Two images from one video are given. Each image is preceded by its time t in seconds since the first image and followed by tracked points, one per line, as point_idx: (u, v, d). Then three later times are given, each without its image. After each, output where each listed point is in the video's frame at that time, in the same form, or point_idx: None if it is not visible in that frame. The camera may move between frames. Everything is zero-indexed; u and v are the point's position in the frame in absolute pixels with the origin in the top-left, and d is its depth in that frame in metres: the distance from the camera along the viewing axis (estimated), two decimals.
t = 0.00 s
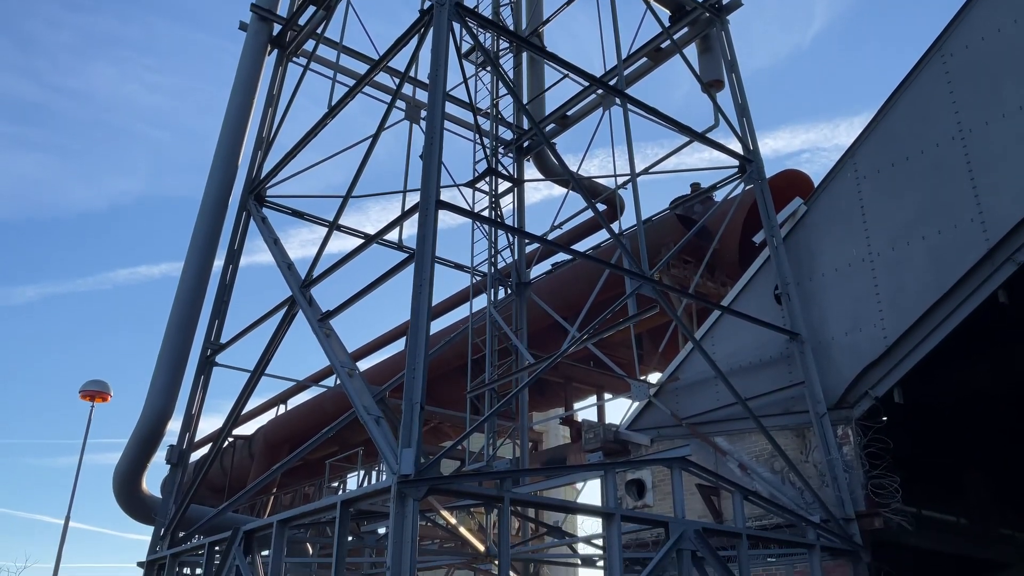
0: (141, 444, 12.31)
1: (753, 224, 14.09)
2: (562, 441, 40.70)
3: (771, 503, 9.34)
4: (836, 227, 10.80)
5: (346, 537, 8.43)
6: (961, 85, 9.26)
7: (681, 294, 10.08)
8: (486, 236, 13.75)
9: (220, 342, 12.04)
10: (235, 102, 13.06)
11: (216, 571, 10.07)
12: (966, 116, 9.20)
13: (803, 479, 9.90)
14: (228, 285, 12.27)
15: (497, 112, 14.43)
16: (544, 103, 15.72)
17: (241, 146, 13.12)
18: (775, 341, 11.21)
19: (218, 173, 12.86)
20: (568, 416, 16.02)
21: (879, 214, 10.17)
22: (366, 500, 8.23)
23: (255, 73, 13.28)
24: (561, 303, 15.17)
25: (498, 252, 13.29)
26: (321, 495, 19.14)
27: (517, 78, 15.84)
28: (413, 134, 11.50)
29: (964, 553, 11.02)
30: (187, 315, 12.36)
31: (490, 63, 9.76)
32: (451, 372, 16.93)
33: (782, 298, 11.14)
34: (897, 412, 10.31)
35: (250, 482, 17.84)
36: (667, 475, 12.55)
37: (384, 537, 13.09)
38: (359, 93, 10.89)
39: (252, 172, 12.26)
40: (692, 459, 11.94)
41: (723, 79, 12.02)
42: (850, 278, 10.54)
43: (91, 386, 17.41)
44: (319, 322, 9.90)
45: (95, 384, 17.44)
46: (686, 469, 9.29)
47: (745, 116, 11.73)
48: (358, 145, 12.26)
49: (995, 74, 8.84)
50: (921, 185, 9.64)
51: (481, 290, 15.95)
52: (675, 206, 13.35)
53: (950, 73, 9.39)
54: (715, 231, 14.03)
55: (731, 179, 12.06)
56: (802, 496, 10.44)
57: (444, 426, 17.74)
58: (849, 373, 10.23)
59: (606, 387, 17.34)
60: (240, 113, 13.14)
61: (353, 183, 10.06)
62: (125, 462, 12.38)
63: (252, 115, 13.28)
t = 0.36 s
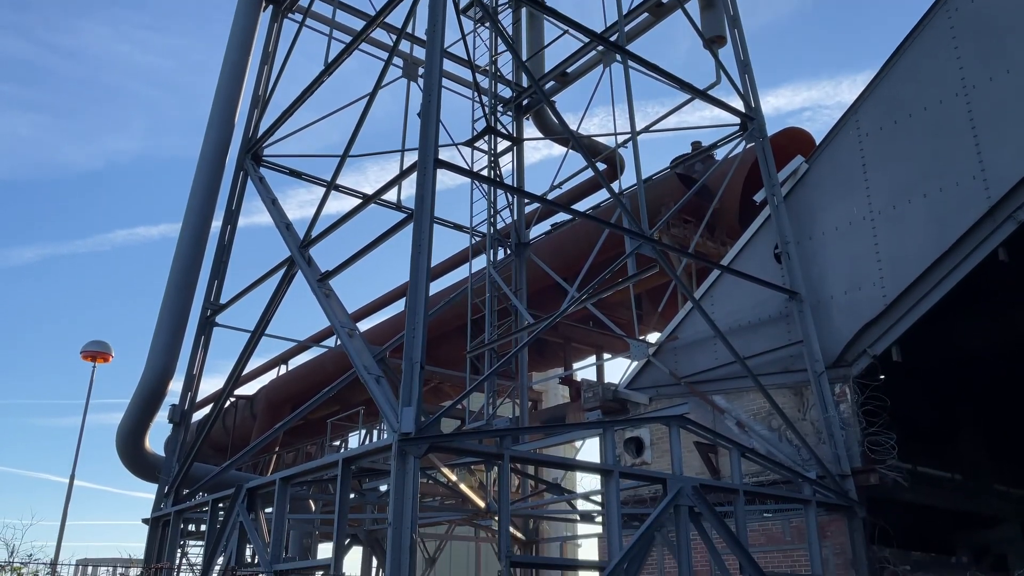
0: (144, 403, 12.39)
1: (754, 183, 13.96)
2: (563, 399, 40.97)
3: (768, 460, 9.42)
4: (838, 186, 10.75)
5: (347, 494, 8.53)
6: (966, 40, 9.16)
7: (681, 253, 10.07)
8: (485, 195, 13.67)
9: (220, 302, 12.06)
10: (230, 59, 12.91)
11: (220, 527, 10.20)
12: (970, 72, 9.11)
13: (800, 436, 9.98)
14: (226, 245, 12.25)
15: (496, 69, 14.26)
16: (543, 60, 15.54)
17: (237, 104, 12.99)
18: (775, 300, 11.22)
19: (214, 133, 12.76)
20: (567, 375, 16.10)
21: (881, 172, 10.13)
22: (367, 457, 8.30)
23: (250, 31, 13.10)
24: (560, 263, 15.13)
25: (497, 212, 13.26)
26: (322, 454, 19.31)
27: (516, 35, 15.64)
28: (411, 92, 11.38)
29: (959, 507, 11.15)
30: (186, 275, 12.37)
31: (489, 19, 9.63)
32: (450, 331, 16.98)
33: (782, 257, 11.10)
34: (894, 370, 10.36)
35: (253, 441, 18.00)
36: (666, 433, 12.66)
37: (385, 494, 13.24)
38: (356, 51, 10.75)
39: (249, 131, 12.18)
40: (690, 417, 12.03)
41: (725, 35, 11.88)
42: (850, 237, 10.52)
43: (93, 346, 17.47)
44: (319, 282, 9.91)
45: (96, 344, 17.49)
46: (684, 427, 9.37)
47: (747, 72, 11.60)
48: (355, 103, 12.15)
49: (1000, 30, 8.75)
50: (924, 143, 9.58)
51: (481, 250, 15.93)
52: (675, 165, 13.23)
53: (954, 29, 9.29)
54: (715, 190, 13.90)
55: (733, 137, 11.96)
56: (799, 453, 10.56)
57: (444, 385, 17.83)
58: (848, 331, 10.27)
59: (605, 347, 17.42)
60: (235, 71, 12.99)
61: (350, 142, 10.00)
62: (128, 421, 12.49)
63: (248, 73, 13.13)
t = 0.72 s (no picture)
0: (146, 359, 12.47)
1: (755, 138, 13.83)
2: (563, 356, 41.23)
3: (765, 414, 9.50)
4: (839, 141, 10.68)
5: (349, 449, 8.64)
6: None
7: (681, 209, 10.04)
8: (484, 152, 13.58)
9: (219, 259, 12.06)
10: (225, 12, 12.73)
11: (224, 481, 10.34)
12: (976, 24, 9.06)
13: (798, 392, 10.07)
14: (225, 202, 12.22)
15: (494, 23, 14.07)
16: (543, 13, 15.32)
17: (232, 58, 12.84)
18: (774, 256, 11.22)
19: (211, 88, 12.63)
20: (567, 332, 16.17)
21: (883, 127, 10.07)
22: (368, 412, 8.39)
23: None
24: (560, 220, 15.07)
25: (497, 169, 13.19)
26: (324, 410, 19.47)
27: None
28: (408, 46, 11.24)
29: (955, 461, 11.30)
30: (185, 232, 12.34)
31: None
32: (450, 289, 17.01)
33: (782, 213, 11.07)
34: (892, 326, 10.42)
35: (255, 397, 18.14)
36: (664, 389, 12.76)
37: (387, 449, 13.39)
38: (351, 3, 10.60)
39: (245, 86, 12.05)
40: (687, 373, 12.13)
41: None
42: (851, 193, 10.48)
43: (93, 304, 17.50)
44: (318, 240, 9.91)
45: (97, 302, 17.51)
46: (682, 383, 9.44)
47: (749, 25, 11.45)
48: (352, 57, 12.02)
49: None
50: (927, 97, 9.54)
51: (480, 207, 15.89)
52: (676, 121, 13.11)
53: None
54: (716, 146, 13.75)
55: (735, 91, 11.84)
56: (796, 408, 10.66)
57: (444, 342, 17.90)
58: (846, 287, 10.28)
59: (604, 304, 17.49)
60: (230, 25, 12.81)
61: (347, 97, 9.92)
62: (131, 377, 12.60)
63: (243, 27, 12.95)
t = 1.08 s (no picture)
0: (146, 319, 12.48)
1: (758, 95, 13.65)
2: (562, 315, 41.37)
3: (763, 373, 9.54)
4: (842, 98, 10.57)
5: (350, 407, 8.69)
6: None
7: (681, 167, 9.95)
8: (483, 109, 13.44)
9: (217, 219, 12.01)
10: None
11: (226, 439, 10.41)
12: None
13: (796, 350, 10.09)
14: (222, 161, 12.12)
15: None
16: None
17: (227, 13, 12.63)
18: (775, 215, 11.18)
19: (206, 44, 12.45)
20: (567, 292, 16.17)
21: (887, 84, 10.00)
22: (368, 371, 8.41)
23: None
24: (560, 178, 14.96)
25: (496, 127, 13.06)
26: (325, 369, 19.56)
27: None
28: None
29: (956, 418, 11.31)
30: (183, 191, 12.27)
31: None
32: (450, 249, 16.96)
33: (784, 171, 10.99)
34: (892, 283, 10.44)
35: (256, 356, 18.21)
36: (663, 347, 12.82)
37: (388, 407, 13.48)
38: None
39: (240, 43, 11.88)
40: (687, 332, 12.16)
41: None
42: (853, 151, 10.40)
43: (93, 264, 17.47)
44: (316, 199, 9.85)
45: (96, 263, 17.49)
46: (681, 341, 9.46)
47: None
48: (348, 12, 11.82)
49: None
50: (933, 52, 9.47)
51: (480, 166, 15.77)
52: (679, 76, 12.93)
53: None
54: (718, 103, 13.55)
55: (738, 47, 11.65)
56: (794, 366, 10.71)
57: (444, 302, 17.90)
58: (847, 245, 10.24)
59: (603, 264, 17.46)
60: None
61: (344, 53, 9.78)
62: (132, 336, 12.64)
63: None
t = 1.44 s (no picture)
0: (146, 279, 12.48)
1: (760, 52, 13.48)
2: (561, 276, 41.42)
3: (762, 332, 9.57)
4: (845, 55, 10.46)
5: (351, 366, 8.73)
6: None
7: (681, 125, 9.86)
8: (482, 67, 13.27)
9: (215, 179, 11.95)
10: None
11: (228, 397, 10.48)
12: None
13: (795, 309, 10.10)
14: (218, 120, 12.02)
15: None
16: None
17: None
18: (776, 174, 11.12)
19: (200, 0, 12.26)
20: (566, 252, 16.14)
21: (891, 40, 9.90)
22: (368, 330, 8.43)
23: None
24: (560, 137, 14.84)
25: (495, 85, 12.93)
26: (326, 329, 19.62)
27: None
28: None
29: (954, 377, 11.36)
30: (180, 150, 12.19)
31: None
32: (449, 208, 16.89)
33: (785, 129, 10.89)
34: (891, 242, 10.45)
35: (256, 317, 18.24)
36: (662, 307, 12.86)
37: (388, 367, 13.55)
38: None
39: None
40: (686, 292, 12.17)
41: None
42: (855, 109, 10.32)
43: (91, 225, 17.43)
44: (314, 158, 9.78)
45: (96, 223, 17.45)
46: (681, 300, 9.47)
47: None
48: None
49: None
50: (938, 8, 9.38)
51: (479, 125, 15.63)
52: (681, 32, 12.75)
53: None
54: (720, 60, 13.39)
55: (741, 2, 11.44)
56: (793, 325, 10.74)
57: (444, 262, 17.89)
58: (846, 204, 10.21)
59: (603, 224, 17.40)
60: None
61: (340, 9, 9.65)
62: (133, 297, 12.66)
63: None
